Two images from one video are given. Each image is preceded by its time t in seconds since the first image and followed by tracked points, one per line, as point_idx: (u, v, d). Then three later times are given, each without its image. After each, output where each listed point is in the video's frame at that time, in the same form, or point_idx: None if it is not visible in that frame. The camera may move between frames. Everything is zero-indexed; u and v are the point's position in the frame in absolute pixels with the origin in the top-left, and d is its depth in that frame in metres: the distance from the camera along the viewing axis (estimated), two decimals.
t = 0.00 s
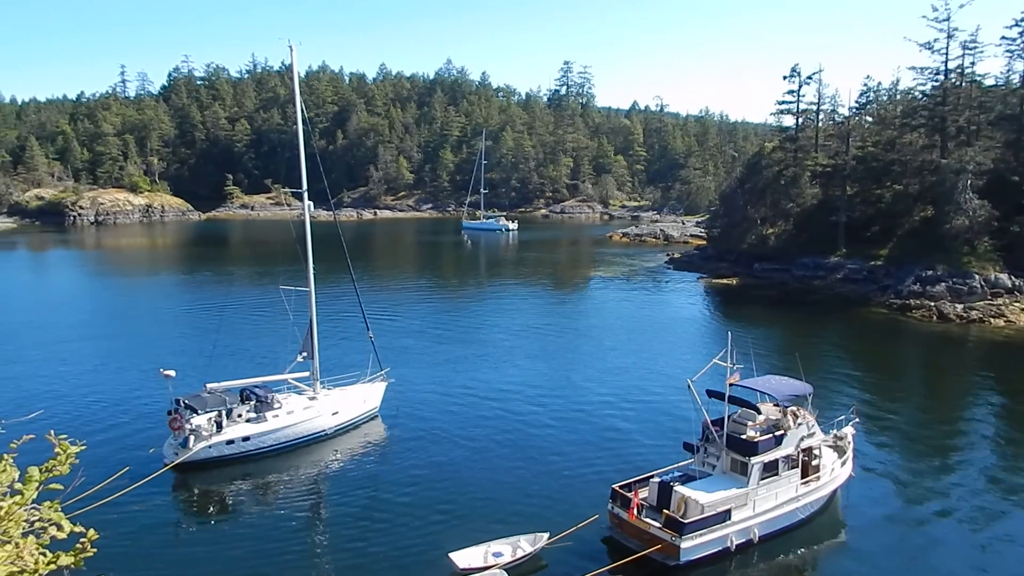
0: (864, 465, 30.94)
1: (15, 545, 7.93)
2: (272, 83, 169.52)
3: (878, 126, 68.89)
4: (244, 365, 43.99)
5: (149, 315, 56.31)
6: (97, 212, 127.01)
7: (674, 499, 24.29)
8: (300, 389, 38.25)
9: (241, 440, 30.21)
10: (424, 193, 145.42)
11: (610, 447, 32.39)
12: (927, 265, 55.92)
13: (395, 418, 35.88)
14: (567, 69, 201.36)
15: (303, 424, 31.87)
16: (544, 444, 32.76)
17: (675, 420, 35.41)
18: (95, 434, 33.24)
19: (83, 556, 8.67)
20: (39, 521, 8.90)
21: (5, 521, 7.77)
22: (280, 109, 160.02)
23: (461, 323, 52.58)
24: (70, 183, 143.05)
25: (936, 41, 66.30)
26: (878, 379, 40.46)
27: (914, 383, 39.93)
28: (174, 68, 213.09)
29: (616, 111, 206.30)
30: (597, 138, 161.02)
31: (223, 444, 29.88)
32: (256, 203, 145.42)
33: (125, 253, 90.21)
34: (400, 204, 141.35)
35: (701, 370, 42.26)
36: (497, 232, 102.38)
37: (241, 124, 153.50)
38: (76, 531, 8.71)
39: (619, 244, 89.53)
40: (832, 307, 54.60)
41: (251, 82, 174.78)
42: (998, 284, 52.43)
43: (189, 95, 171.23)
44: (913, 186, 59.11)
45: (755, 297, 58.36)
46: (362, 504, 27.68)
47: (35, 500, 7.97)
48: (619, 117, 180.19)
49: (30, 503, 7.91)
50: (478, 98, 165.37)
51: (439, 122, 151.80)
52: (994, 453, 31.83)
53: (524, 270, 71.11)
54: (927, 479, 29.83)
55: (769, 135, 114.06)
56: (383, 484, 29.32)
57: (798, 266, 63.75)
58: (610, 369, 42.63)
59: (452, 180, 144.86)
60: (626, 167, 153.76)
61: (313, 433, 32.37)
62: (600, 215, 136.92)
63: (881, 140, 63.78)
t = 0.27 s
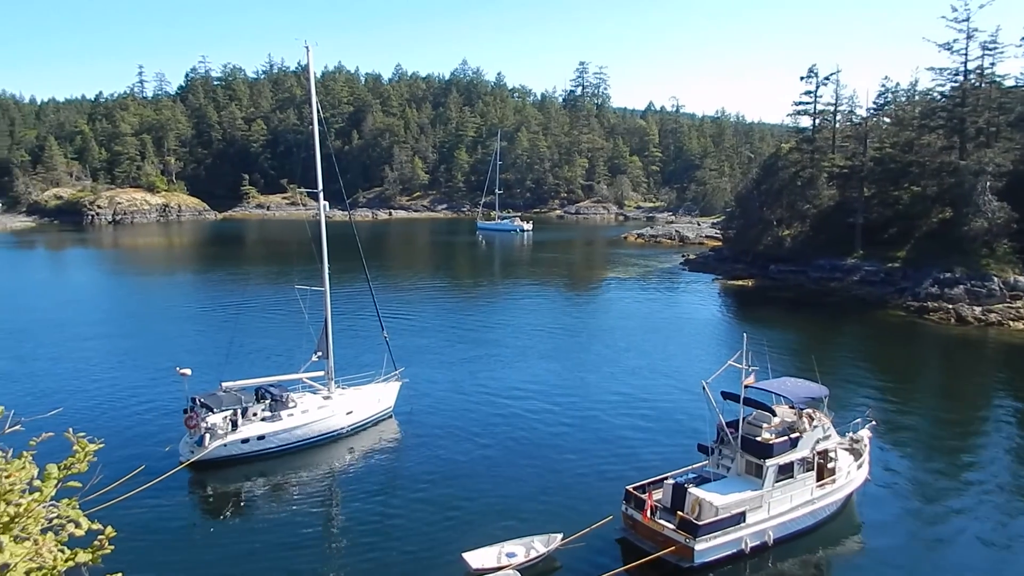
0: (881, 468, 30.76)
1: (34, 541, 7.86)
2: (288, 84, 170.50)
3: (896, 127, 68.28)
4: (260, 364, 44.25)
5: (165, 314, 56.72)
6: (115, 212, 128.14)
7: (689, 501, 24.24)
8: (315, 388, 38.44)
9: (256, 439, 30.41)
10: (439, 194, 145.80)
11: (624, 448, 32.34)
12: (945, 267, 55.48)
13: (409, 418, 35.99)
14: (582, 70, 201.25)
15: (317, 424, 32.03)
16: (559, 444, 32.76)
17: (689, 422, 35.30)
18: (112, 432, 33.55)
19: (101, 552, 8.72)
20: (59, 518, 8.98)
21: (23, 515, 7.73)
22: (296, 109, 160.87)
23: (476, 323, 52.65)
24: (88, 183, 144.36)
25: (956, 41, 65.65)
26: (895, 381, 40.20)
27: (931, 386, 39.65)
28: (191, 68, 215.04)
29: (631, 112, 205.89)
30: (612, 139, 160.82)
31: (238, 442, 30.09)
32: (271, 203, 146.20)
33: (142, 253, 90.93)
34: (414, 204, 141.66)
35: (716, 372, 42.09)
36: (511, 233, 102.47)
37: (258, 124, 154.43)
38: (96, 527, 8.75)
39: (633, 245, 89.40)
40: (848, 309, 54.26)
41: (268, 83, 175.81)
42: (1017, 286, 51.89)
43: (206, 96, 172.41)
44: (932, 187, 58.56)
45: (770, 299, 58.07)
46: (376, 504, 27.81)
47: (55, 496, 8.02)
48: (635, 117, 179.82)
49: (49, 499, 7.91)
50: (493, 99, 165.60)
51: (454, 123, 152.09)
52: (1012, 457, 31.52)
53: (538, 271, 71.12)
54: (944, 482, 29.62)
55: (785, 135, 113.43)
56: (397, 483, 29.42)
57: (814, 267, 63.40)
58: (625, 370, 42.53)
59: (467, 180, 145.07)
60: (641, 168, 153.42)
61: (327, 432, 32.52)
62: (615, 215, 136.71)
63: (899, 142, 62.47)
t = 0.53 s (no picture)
0: (896, 470, 30.59)
1: (53, 538, 7.74)
2: (302, 83, 171.20)
3: (912, 127, 67.79)
4: (274, 362, 44.50)
5: (180, 311, 57.10)
6: (130, 210, 129.06)
7: (701, 502, 24.19)
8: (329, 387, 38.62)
9: (270, 437, 30.60)
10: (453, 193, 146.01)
11: (637, 449, 32.31)
12: (962, 269, 55.07)
13: (422, 417, 36.11)
14: (596, 69, 200.86)
15: (330, 422, 32.19)
16: (571, 445, 32.78)
17: (702, 423, 35.22)
18: (129, 429, 33.86)
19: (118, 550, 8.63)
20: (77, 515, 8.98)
21: (41, 512, 7.67)
22: (310, 108, 161.45)
23: (489, 323, 52.74)
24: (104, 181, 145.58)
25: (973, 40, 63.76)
26: (911, 383, 39.95)
27: (948, 388, 39.35)
28: (207, 67, 216.27)
29: (646, 111, 205.23)
30: (626, 139, 160.41)
31: (252, 440, 30.29)
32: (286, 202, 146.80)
33: (157, 251, 91.50)
34: (428, 203, 141.84)
35: (730, 373, 41.96)
36: (524, 232, 102.45)
37: (272, 123, 155.10)
38: (112, 525, 8.71)
39: (647, 245, 89.21)
40: (863, 310, 53.92)
41: (282, 82, 176.52)
42: None
43: (221, 95, 173.34)
44: (947, 189, 58.24)
45: (785, 300, 57.78)
46: (389, 502, 27.94)
47: (72, 494, 7.99)
48: (649, 117, 179.24)
49: (66, 495, 7.83)
50: (506, 98, 165.58)
51: (468, 122, 152.15)
52: None
53: (552, 270, 71.12)
54: (960, 485, 29.43)
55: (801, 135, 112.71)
56: (409, 482, 29.53)
57: (829, 268, 63.07)
58: (638, 371, 42.48)
59: (480, 180, 145.13)
60: (655, 168, 152.91)
61: (340, 431, 32.68)
62: (629, 215, 136.38)
63: (914, 142, 61.79)
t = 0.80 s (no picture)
0: (911, 472, 30.37)
1: (69, 535, 7.75)
2: (315, 84, 171.88)
3: (928, 127, 67.20)
4: (286, 361, 44.68)
5: (194, 311, 57.39)
6: (144, 210, 129.91)
7: (714, 504, 24.07)
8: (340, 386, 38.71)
9: (281, 435, 30.71)
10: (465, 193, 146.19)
11: (648, 449, 32.24)
12: (978, 269, 54.65)
13: (434, 417, 36.14)
14: (608, 69, 200.56)
15: (342, 421, 32.26)
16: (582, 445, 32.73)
17: (715, 424, 35.08)
18: (142, 427, 34.08)
19: (133, 547, 8.69)
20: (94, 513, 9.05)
21: (59, 509, 7.70)
22: (323, 109, 161.97)
23: (500, 323, 52.75)
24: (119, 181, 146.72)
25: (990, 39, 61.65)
26: (926, 385, 39.65)
27: (963, 390, 39.04)
28: (221, 67, 217.54)
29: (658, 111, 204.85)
30: (638, 139, 160.06)
31: (264, 439, 30.39)
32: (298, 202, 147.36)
33: (171, 250, 92.03)
34: (440, 203, 141.99)
35: (742, 374, 41.78)
36: (536, 232, 102.42)
37: (285, 123, 155.75)
38: (128, 522, 8.76)
39: (659, 245, 88.99)
40: (878, 311, 53.57)
41: (295, 83, 177.22)
42: None
43: (234, 95, 174.22)
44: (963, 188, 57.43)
45: (798, 300, 57.49)
46: (400, 501, 28.01)
47: (89, 490, 8.05)
48: (661, 117, 178.75)
49: (83, 492, 7.86)
50: (518, 98, 165.59)
51: (480, 122, 152.20)
52: None
53: (564, 270, 71.07)
54: (976, 487, 29.22)
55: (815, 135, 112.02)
56: (421, 481, 29.57)
57: (843, 269, 62.70)
58: (650, 371, 42.35)
59: (492, 180, 145.16)
60: (667, 168, 152.49)
61: (352, 430, 32.75)
62: (641, 216, 136.08)
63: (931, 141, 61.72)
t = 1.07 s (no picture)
0: (925, 474, 30.17)
1: (84, 532, 7.81)
2: (326, 84, 172.37)
3: (941, 126, 66.69)
4: (297, 361, 44.83)
5: (205, 310, 57.68)
6: (157, 209, 130.67)
7: (725, 505, 23.97)
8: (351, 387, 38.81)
9: (293, 435, 30.80)
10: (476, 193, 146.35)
11: (659, 450, 32.16)
12: (992, 270, 54.20)
13: (444, 417, 36.18)
14: (619, 69, 200.21)
15: (353, 421, 32.33)
16: (593, 446, 32.69)
17: (726, 425, 34.96)
18: (155, 425, 34.27)
19: (147, 546, 8.78)
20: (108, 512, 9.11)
21: (74, 507, 7.72)
22: (334, 108, 162.42)
23: (511, 323, 52.75)
24: (132, 181, 147.65)
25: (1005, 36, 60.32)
26: (939, 386, 39.39)
27: (977, 391, 38.75)
28: (234, 67, 218.65)
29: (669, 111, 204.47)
30: (649, 138, 159.77)
31: (275, 438, 30.49)
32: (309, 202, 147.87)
33: (183, 249, 92.52)
34: (450, 203, 142.17)
35: (754, 375, 41.61)
36: (547, 232, 102.38)
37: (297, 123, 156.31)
38: (141, 521, 8.82)
39: (669, 245, 88.74)
40: (890, 311, 53.24)
41: (307, 83, 177.82)
42: None
43: (246, 96, 174.98)
44: (977, 187, 57.17)
45: (810, 300, 57.21)
46: (411, 500, 28.08)
47: (103, 489, 8.09)
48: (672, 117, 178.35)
49: (98, 491, 7.91)
50: (529, 98, 165.58)
51: (491, 122, 152.23)
52: None
53: (574, 270, 71.01)
54: (990, 488, 29.02)
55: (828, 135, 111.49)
56: (431, 481, 29.60)
57: (855, 269, 62.34)
58: (660, 372, 42.24)
59: (503, 180, 145.19)
60: (678, 168, 152.14)
61: (363, 430, 32.83)
62: (652, 216, 135.84)
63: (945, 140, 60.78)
